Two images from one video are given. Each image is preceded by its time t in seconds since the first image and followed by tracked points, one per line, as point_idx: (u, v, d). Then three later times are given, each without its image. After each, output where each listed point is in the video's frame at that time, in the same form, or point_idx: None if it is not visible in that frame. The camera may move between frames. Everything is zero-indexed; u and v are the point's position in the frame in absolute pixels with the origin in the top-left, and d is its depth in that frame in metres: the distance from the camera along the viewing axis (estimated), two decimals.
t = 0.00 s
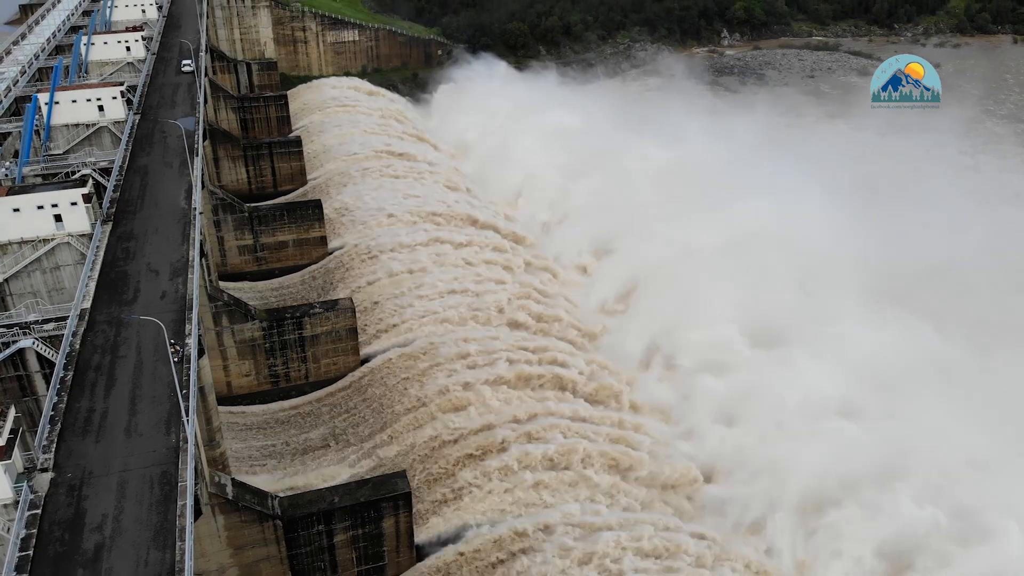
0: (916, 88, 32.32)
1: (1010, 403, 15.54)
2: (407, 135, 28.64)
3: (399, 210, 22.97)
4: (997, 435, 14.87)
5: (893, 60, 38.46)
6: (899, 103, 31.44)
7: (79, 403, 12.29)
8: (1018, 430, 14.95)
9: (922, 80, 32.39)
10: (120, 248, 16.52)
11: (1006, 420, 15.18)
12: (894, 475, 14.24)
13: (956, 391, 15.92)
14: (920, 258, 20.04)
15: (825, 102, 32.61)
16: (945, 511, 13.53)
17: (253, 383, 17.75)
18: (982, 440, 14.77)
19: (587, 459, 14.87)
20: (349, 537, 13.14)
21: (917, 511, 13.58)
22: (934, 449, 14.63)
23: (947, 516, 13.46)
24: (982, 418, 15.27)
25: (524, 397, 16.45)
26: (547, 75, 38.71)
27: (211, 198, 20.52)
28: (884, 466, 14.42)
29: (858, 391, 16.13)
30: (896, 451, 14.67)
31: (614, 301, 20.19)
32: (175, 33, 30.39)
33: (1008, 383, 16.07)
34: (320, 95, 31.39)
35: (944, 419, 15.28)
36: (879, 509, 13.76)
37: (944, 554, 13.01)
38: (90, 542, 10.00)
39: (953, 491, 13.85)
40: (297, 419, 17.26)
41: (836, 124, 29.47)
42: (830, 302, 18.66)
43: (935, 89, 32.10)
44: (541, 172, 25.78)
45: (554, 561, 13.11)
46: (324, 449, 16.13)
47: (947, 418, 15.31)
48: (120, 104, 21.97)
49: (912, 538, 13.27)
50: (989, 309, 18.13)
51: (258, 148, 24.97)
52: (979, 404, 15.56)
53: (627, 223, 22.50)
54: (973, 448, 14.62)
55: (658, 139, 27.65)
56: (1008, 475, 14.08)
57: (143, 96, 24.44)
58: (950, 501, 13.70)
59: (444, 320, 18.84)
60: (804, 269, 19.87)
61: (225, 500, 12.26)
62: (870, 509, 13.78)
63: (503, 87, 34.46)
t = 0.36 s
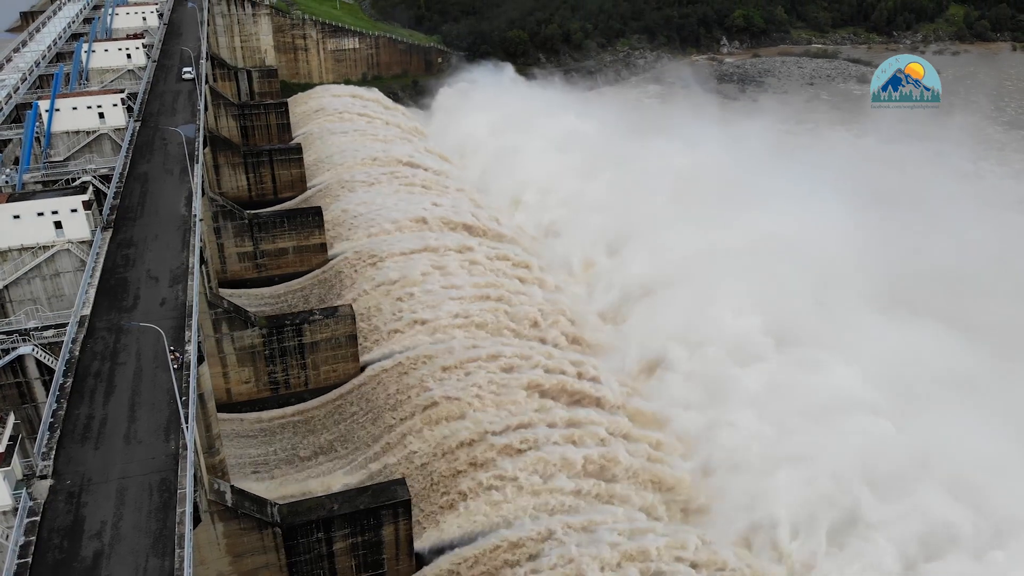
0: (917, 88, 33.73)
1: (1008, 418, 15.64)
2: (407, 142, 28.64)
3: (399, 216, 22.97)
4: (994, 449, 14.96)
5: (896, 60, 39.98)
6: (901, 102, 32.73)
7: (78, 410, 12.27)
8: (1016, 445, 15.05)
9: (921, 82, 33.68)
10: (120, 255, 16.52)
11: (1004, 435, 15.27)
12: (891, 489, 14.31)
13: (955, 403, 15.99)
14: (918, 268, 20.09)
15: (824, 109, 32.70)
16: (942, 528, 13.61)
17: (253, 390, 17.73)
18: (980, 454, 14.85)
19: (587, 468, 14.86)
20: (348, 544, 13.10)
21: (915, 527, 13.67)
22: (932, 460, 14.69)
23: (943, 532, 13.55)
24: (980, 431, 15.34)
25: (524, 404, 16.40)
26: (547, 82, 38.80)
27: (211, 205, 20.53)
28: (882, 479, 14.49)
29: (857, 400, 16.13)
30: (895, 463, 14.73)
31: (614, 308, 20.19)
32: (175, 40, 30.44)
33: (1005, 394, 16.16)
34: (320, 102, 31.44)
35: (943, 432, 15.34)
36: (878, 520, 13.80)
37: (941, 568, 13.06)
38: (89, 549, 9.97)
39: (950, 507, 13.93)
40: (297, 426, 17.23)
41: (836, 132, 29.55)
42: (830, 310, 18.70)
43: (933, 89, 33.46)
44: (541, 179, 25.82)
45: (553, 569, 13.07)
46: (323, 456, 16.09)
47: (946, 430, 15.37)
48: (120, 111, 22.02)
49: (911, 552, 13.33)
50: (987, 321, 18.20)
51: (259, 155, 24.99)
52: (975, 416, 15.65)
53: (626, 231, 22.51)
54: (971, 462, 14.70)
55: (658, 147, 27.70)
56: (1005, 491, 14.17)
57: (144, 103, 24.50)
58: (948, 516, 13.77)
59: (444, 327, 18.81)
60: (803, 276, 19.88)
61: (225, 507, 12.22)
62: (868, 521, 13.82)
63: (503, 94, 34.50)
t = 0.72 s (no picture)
0: (917, 87, 34.78)
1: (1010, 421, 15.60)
2: (406, 149, 28.68)
3: (398, 223, 22.98)
4: (998, 451, 14.90)
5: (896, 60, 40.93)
6: (902, 100, 33.98)
7: (78, 417, 12.25)
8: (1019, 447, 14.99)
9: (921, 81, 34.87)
10: (120, 262, 16.52)
11: (1006, 437, 15.22)
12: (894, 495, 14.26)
13: (956, 407, 15.97)
14: (918, 275, 20.08)
15: (824, 116, 32.78)
16: (948, 532, 13.52)
17: (253, 397, 17.69)
18: (984, 457, 14.78)
19: (588, 475, 14.81)
20: (348, 552, 13.04)
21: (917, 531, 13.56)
22: (934, 467, 14.63)
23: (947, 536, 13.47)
24: (984, 436, 15.27)
25: (524, 411, 16.36)
26: (547, 89, 38.87)
27: (211, 212, 20.54)
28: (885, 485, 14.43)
29: (857, 406, 16.09)
30: (896, 468, 14.70)
31: (613, 314, 20.17)
32: (176, 48, 30.50)
33: (1006, 400, 16.11)
34: (319, 110, 31.50)
35: (945, 436, 15.32)
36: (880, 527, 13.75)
37: None
38: (88, 556, 9.93)
39: (953, 511, 13.84)
40: (297, 433, 17.17)
41: (835, 139, 29.60)
42: (830, 315, 18.71)
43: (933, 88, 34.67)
44: (541, 187, 25.85)
45: None
46: (323, 464, 16.04)
47: (947, 436, 15.34)
48: (121, 118, 22.06)
49: (915, 557, 13.25)
50: (987, 326, 18.20)
51: (259, 162, 25.02)
52: (977, 422, 15.59)
53: (625, 238, 22.53)
54: (974, 465, 14.64)
55: (657, 155, 27.76)
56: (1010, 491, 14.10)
57: (144, 110, 24.54)
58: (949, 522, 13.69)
59: (444, 334, 18.79)
60: (802, 284, 19.88)
61: (224, 515, 12.19)
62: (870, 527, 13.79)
63: (502, 102, 34.57)
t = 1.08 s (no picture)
0: (917, 88, 36.40)
1: (1008, 431, 15.64)
2: (406, 156, 28.72)
3: (398, 230, 23.00)
4: (995, 462, 14.94)
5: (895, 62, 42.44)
6: (902, 102, 35.46)
7: (77, 424, 12.24)
8: (1016, 458, 15.02)
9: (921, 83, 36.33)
10: (120, 269, 16.53)
11: (1004, 448, 15.26)
12: (893, 505, 14.27)
13: (954, 416, 15.99)
14: (918, 281, 20.14)
15: (824, 124, 32.88)
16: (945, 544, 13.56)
17: (252, 404, 17.69)
18: (981, 469, 14.82)
19: (588, 482, 14.80)
20: (347, 560, 13.01)
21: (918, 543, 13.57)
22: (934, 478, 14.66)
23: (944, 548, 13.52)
24: (981, 446, 15.31)
25: (524, 418, 16.32)
26: (547, 96, 38.96)
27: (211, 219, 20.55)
28: (883, 496, 14.47)
29: (857, 415, 16.10)
30: (894, 478, 14.75)
31: (613, 320, 20.18)
32: (177, 55, 30.58)
33: (1005, 409, 16.14)
34: (319, 117, 31.56)
35: (944, 445, 15.35)
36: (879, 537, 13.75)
37: None
38: (87, 564, 9.90)
39: (950, 524, 13.89)
40: (296, 439, 17.17)
41: (834, 145, 29.73)
42: (829, 323, 18.75)
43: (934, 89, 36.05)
44: (541, 194, 25.90)
45: None
46: (322, 470, 16.00)
47: (948, 445, 15.36)
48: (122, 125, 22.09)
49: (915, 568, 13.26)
50: (986, 334, 18.22)
51: (259, 169, 25.05)
52: (977, 431, 15.62)
53: (626, 244, 22.56)
54: (971, 476, 14.68)
55: (657, 163, 27.82)
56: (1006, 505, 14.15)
57: (144, 117, 24.58)
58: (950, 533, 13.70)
59: (443, 340, 18.76)
60: (801, 291, 19.92)
61: (223, 522, 12.18)
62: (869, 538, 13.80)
63: (502, 109, 34.64)
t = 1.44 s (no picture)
0: (917, 88, 37.76)
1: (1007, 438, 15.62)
2: (406, 164, 28.75)
3: (399, 237, 23.00)
4: (994, 469, 14.92)
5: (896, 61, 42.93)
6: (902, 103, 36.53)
7: (76, 431, 12.21)
8: (1016, 466, 15.00)
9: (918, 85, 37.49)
10: (120, 276, 16.53)
11: (1003, 455, 15.24)
12: (894, 512, 14.22)
13: (953, 423, 15.96)
14: (918, 288, 20.13)
15: (824, 131, 32.94)
16: (947, 551, 13.51)
17: (252, 411, 17.65)
18: (981, 476, 14.78)
19: (588, 489, 14.76)
20: (346, 567, 12.96)
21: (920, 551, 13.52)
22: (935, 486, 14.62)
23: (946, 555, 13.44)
24: (982, 453, 15.29)
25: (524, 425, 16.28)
26: (546, 103, 39.05)
27: (212, 226, 20.56)
28: (886, 501, 14.40)
29: (858, 422, 16.08)
30: (895, 486, 14.71)
31: (613, 327, 20.17)
32: (177, 62, 30.64)
33: (1007, 416, 16.12)
34: (319, 124, 31.61)
35: (946, 452, 15.32)
36: (881, 545, 13.68)
37: None
38: (85, 571, 9.86)
39: (951, 531, 13.85)
40: (296, 446, 17.12)
41: (833, 153, 29.78)
42: (828, 331, 18.76)
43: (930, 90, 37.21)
44: (541, 201, 25.92)
45: None
46: (322, 477, 15.96)
47: (950, 452, 15.33)
48: (122, 132, 22.11)
49: None
50: (984, 341, 18.23)
51: (259, 176, 25.07)
52: (978, 439, 15.59)
53: (626, 251, 22.55)
54: (971, 483, 14.65)
55: (657, 169, 27.88)
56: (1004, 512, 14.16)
57: (145, 124, 24.61)
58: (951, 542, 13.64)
59: (443, 347, 18.73)
60: (801, 298, 19.92)
61: (222, 529, 12.14)
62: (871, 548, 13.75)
63: (502, 116, 34.68)
